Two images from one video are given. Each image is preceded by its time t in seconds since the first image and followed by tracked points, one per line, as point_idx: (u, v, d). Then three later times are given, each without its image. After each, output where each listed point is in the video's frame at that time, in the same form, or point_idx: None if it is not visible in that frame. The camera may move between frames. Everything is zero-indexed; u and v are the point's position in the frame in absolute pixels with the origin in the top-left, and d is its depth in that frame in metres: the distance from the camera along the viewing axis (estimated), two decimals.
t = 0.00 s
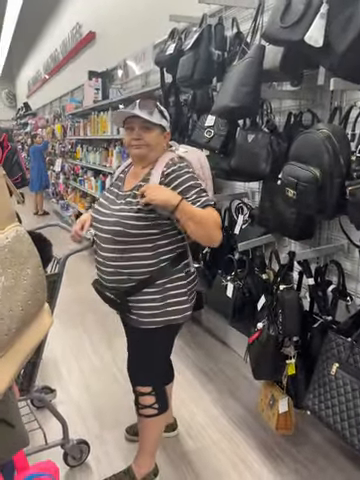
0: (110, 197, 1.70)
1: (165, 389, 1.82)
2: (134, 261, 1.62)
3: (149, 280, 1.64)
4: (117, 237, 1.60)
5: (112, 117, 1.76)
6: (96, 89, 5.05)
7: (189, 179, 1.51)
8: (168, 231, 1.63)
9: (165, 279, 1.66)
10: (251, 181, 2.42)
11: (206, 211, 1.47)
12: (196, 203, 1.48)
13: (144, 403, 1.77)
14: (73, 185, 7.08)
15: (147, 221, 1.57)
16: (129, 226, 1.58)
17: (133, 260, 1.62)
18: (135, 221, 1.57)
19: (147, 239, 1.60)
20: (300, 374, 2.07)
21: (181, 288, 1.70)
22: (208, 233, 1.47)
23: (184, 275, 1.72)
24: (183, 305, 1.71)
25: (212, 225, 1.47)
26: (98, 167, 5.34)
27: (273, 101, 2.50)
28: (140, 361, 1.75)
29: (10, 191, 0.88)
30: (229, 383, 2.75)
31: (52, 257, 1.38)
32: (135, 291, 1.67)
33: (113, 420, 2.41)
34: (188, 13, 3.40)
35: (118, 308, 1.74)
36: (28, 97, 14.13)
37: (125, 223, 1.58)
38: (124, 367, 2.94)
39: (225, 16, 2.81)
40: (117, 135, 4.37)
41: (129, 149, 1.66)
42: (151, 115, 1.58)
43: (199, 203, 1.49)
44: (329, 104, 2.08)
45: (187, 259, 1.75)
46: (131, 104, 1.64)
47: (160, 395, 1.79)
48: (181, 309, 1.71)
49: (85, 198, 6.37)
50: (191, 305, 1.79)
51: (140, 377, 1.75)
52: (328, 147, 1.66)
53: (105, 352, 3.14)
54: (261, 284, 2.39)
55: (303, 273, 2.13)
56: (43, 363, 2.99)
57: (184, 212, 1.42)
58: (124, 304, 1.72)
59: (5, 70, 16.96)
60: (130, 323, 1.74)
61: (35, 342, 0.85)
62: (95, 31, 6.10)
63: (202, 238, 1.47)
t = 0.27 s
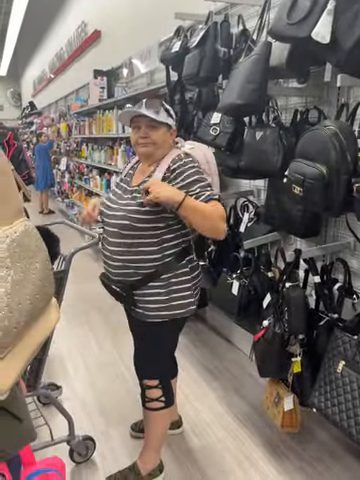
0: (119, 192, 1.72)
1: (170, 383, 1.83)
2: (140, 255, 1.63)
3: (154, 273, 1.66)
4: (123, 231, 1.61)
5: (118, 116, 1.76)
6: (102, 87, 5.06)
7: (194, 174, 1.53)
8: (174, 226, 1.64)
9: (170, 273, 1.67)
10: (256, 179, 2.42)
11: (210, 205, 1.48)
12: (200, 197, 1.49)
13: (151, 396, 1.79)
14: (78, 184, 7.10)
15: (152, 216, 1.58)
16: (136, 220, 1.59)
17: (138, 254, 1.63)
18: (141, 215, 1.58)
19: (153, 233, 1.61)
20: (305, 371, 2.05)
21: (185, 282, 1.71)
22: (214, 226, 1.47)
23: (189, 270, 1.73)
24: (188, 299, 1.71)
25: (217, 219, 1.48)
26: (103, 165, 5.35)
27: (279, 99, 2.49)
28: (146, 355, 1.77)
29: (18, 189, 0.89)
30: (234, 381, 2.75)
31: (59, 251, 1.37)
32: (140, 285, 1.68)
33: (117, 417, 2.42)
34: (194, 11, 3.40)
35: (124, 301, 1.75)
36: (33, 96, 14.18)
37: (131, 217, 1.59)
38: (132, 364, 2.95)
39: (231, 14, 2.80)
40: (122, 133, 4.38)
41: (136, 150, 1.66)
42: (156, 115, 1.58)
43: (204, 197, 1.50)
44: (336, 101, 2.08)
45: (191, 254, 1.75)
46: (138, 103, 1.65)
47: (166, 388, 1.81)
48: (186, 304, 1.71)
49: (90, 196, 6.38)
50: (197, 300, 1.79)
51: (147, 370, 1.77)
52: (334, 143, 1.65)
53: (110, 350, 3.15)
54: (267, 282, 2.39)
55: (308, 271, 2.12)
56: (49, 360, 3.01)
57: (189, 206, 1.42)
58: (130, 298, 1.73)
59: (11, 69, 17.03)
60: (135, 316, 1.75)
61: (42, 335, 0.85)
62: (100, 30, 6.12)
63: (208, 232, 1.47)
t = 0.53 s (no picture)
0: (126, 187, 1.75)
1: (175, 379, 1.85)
2: (140, 247, 1.66)
3: (153, 267, 1.67)
4: (126, 223, 1.66)
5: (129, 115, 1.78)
6: (108, 88, 5.09)
7: (193, 171, 1.53)
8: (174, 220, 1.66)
9: (170, 269, 1.68)
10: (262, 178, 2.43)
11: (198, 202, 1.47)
12: (191, 194, 1.49)
13: (157, 392, 1.81)
14: (84, 184, 7.13)
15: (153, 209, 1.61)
16: (137, 213, 1.62)
17: (139, 246, 1.66)
18: (142, 208, 1.61)
19: (153, 226, 1.63)
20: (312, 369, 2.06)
21: (185, 278, 1.70)
22: (202, 222, 1.46)
23: (191, 267, 1.73)
24: (188, 297, 1.71)
25: (203, 216, 1.47)
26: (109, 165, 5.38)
27: (285, 98, 2.50)
28: (150, 350, 1.79)
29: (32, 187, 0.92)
30: (240, 379, 2.76)
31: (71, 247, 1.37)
32: (140, 278, 1.70)
33: (124, 414, 2.44)
34: (200, 11, 3.41)
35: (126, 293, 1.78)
36: (39, 97, 14.25)
37: (133, 210, 1.63)
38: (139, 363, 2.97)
39: (238, 14, 2.81)
40: (128, 133, 4.40)
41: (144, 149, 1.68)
42: (161, 114, 1.59)
43: (196, 193, 1.49)
44: (343, 100, 2.08)
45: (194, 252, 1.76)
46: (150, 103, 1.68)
47: (172, 384, 1.83)
48: (186, 302, 1.71)
49: (96, 196, 6.41)
50: (198, 297, 1.79)
51: (153, 367, 1.79)
52: (342, 142, 1.66)
53: (116, 348, 3.18)
54: (274, 280, 2.40)
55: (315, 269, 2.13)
56: (56, 357, 3.04)
57: (172, 202, 1.44)
58: (131, 290, 1.75)
59: (16, 70, 17.13)
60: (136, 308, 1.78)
61: (55, 329, 0.87)
62: (106, 31, 6.14)
63: (197, 228, 1.47)
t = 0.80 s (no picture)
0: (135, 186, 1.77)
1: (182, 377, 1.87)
2: (149, 247, 1.68)
3: (160, 267, 1.70)
4: (135, 223, 1.68)
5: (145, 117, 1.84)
6: (114, 89, 5.13)
7: (202, 173, 1.56)
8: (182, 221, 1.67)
9: (177, 268, 1.70)
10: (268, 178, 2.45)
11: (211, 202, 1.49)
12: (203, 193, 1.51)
13: (164, 390, 1.84)
14: (89, 185, 7.18)
15: (163, 210, 1.63)
16: (145, 213, 1.64)
17: (147, 246, 1.68)
18: (151, 209, 1.63)
19: (161, 226, 1.65)
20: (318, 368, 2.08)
21: (191, 278, 1.72)
22: (212, 222, 1.47)
23: (197, 267, 1.75)
24: (193, 296, 1.73)
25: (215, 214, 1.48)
26: (115, 166, 5.41)
27: (292, 99, 2.52)
28: (157, 348, 1.81)
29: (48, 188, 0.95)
30: (246, 379, 2.77)
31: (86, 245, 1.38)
32: (147, 277, 1.72)
33: (131, 413, 2.46)
34: (206, 13, 3.43)
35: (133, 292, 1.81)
36: (44, 99, 14.35)
37: (142, 210, 1.65)
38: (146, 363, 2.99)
39: (244, 16, 2.84)
40: (134, 135, 4.44)
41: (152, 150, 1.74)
42: (156, 117, 1.64)
43: (208, 193, 1.51)
44: (349, 101, 2.10)
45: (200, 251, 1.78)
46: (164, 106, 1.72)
47: (179, 382, 1.85)
48: (192, 300, 1.73)
49: (101, 197, 6.45)
50: (204, 297, 1.81)
51: (159, 365, 1.81)
52: (348, 142, 1.68)
53: (123, 347, 3.20)
54: (280, 280, 2.42)
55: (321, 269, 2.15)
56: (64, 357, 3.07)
57: (188, 196, 1.46)
58: (138, 289, 1.78)
59: (22, 72, 17.25)
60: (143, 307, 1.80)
61: (71, 324, 0.90)
62: (112, 33, 6.19)
63: (206, 227, 1.48)
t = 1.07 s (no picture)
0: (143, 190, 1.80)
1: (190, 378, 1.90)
2: (158, 250, 1.71)
3: (169, 270, 1.72)
4: (144, 226, 1.70)
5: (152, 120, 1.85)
6: (120, 93, 5.18)
7: (211, 171, 1.61)
8: (191, 223, 1.70)
9: (186, 270, 1.73)
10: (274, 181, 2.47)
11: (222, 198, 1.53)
12: (214, 190, 1.55)
13: (172, 391, 1.86)
14: (95, 188, 7.22)
15: (173, 213, 1.66)
16: (155, 215, 1.67)
17: (157, 249, 1.71)
18: (160, 211, 1.66)
19: (171, 229, 1.68)
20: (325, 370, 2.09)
21: (199, 279, 1.75)
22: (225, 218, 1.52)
23: (205, 269, 1.77)
24: (202, 298, 1.75)
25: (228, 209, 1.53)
26: (121, 169, 5.45)
27: (297, 103, 2.54)
28: (165, 350, 1.83)
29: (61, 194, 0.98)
30: (252, 381, 2.79)
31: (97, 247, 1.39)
32: (156, 280, 1.75)
33: (138, 414, 2.48)
34: (212, 17, 3.47)
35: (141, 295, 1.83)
36: (50, 102, 14.45)
37: (151, 213, 1.68)
38: (152, 364, 3.01)
39: (249, 20, 2.87)
40: (140, 138, 4.48)
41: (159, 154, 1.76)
42: (162, 122, 1.66)
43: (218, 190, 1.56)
44: (354, 105, 2.12)
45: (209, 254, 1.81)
46: (169, 109, 1.73)
47: (186, 383, 1.87)
48: (201, 302, 1.75)
49: (107, 200, 6.49)
50: (212, 299, 1.83)
51: (167, 366, 1.84)
52: (353, 146, 1.70)
53: (129, 349, 3.23)
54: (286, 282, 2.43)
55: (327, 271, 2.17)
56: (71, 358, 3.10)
57: (200, 194, 1.51)
58: (146, 292, 1.80)
59: (28, 76, 17.38)
60: (152, 309, 1.82)
61: (84, 325, 0.92)
62: (117, 37, 6.25)
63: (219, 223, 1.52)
